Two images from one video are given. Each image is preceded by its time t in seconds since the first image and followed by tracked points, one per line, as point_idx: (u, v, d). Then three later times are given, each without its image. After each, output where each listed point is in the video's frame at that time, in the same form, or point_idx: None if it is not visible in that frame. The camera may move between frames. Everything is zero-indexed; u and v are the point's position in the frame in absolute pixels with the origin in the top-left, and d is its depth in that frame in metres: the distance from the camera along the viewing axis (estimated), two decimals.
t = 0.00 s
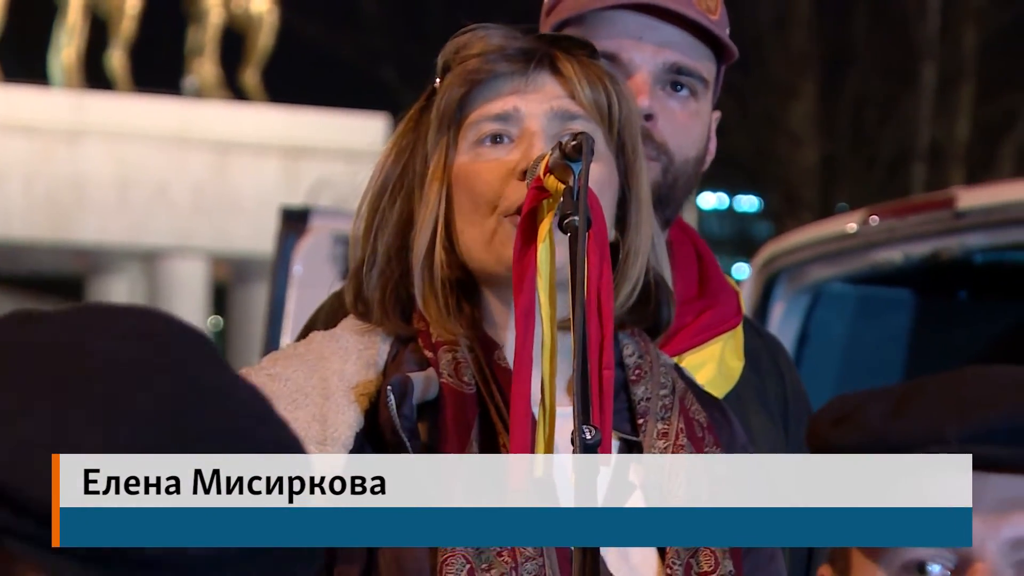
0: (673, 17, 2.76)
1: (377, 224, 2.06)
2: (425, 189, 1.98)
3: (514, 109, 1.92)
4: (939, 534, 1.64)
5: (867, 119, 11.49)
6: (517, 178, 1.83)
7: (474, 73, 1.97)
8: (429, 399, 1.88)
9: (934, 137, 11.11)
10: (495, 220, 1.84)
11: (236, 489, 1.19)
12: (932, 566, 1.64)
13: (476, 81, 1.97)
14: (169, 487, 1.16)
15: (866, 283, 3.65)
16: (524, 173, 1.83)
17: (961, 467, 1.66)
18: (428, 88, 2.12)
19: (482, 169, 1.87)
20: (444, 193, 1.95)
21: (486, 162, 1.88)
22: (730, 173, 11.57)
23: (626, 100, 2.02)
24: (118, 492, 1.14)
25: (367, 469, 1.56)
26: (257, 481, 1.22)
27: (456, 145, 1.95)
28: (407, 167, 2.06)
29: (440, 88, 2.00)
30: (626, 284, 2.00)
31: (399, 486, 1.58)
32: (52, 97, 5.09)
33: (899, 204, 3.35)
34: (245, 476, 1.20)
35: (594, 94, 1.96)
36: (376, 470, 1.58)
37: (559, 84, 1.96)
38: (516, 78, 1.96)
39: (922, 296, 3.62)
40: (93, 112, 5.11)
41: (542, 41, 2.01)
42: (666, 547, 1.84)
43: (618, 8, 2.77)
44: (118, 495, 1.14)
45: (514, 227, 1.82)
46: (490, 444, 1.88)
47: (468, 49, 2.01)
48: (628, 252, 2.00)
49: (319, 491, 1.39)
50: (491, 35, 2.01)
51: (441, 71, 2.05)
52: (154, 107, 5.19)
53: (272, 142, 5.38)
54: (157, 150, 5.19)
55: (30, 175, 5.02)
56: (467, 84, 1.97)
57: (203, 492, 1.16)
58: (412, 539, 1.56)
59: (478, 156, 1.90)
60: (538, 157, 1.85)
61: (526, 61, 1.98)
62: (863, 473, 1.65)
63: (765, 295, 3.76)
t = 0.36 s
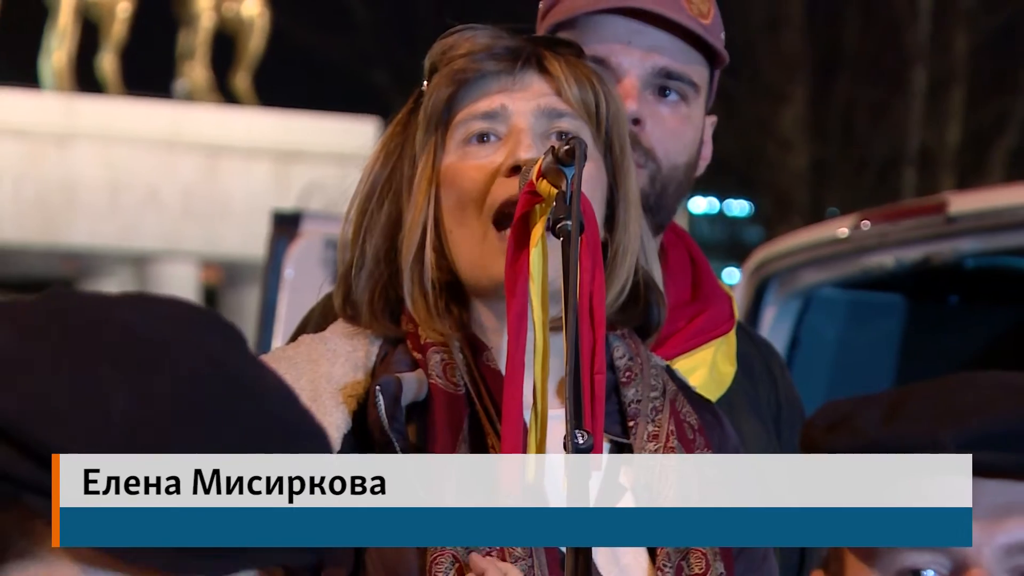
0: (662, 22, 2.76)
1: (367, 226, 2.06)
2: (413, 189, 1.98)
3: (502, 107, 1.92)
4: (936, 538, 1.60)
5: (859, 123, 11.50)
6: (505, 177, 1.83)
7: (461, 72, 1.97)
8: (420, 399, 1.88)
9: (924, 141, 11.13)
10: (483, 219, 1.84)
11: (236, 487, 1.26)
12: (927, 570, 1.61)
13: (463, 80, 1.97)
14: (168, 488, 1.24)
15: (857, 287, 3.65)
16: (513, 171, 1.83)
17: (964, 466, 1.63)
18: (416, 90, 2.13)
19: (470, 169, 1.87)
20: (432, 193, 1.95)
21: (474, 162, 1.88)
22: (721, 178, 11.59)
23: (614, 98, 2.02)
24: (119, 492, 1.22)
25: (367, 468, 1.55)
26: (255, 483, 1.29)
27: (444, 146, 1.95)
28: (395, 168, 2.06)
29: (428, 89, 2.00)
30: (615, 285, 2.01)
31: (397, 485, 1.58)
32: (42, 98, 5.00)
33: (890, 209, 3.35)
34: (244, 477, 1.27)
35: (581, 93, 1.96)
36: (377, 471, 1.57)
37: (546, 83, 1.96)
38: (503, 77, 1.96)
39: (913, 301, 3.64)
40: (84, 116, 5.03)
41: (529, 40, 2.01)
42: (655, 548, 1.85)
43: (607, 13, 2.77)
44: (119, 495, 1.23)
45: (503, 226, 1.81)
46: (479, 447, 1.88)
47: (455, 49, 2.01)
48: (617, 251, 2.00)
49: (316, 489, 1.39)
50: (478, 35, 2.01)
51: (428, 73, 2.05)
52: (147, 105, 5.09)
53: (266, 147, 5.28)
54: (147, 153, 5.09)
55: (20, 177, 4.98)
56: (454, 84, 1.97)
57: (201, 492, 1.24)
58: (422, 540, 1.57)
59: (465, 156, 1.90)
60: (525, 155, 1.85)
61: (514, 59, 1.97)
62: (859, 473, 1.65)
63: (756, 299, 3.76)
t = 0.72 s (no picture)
0: (644, 23, 2.79)
1: (361, 229, 2.06)
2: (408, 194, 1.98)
3: (496, 113, 1.91)
4: (925, 539, 1.59)
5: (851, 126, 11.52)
6: (500, 184, 1.83)
7: (456, 77, 1.97)
8: (411, 404, 1.89)
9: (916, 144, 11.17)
10: (477, 225, 1.84)
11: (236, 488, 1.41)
12: (914, 573, 1.59)
13: (457, 85, 1.97)
14: (167, 488, 1.37)
15: (851, 290, 3.66)
16: (507, 179, 1.83)
17: (961, 468, 1.61)
18: (411, 91, 2.12)
19: (465, 175, 1.87)
20: (426, 199, 1.94)
21: (468, 168, 1.88)
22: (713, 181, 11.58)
23: (609, 102, 2.01)
24: (118, 492, 1.33)
25: (368, 469, 1.66)
26: (256, 482, 1.44)
27: (438, 150, 1.95)
28: (390, 170, 2.05)
29: (423, 92, 2.00)
30: (609, 289, 2.01)
31: (399, 486, 1.67)
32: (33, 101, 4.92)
33: (883, 211, 3.37)
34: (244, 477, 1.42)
35: (576, 98, 1.96)
36: (377, 470, 1.67)
37: (541, 88, 1.96)
38: (498, 82, 1.96)
39: (905, 303, 3.64)
40: (75, 119, 5.00)
41: (524, 44, 2.01)
42: (648, 552, 1.84)
43: (589, 15, 2.81)
44: (118, 495, 1.33)
45: (497, 233, 1.81)
46: (472, 451, 1.88)
47: (449, 53, 2.01)
48: (612, 256, 2.00)
49: (315, 490, 1.58)
50: (474, 38, 2.01)
51: (423, 76, 2.04)
52: (139, 107, 5.07)
53: (257, 149, 5.26)
54: (140, 156, 5.09)
55: (11, 182, 4.95)
56: (448, 88, 1.97)
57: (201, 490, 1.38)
58: (418, 539, 1.67)
59: (459, 162, 1.90)
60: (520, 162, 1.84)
61: (509, 64, 1.97)
62: (859, 473, 1.67)
63: (749, 303, 3.78)
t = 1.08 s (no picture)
0: (640, 29, 2.79)
1: (359, 234, 2.06)
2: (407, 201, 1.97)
3: (496, 121, 1.91)
4: (918, 539, 1.62)
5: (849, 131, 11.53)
6: (500, 195, 1.83)
7: (456, 84, 1.97)
8: (407, 411, 1.89)
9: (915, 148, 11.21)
10: (477, 236, 1.84)
11: (238, 489, 1.49)
12: None
13: (457, 92, 1.96)
14: (167, 488, 1.45)
15: (849, 296, 3.68)
16: (507, 190, 1.83)
17: (959, 469, 1.65)
18: (409, 94, 2.11)
19: (465, 184, 1.87)
20: (426, 207, 1.94)
21: (469, 177, 1.88)
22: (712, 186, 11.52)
23: (610, 109, 2.01)
24: (118, 493, 1.42)
25: (369, 469, 1.63)
26: (255, 482, 1.51)
27: (437, 157, 1.95)
28: (389, 175, 2.05)
29: (423, 98, 2.00)
30: (608, 294, 2.01)
31: (399, 486, 1.64)
32: (30, 105, 4.94)
33: (883, 216, 3.38)
34: (242, 476, 1.50)
35: (576, 104, 1.96)
36: (377, 469, 1.64)
37: (541, 96, 1.95)
38: (498, 90, 1.95)
39: (906, 310, 3.64)
40: (75, 125, 5.00)
41: (523, 50, 2.00)
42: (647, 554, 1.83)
43: (583, 22, 2.82)
44: (118, 495, 1.42)
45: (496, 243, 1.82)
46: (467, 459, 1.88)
47: (448, 60, 2.01)
48: (609, 263, 2.01)
49: (315, 490, 1.55)
50: (473, 45, 2.00)
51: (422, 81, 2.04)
52: (138, 111, 5.07)
53: (256, 154, 5.26)
54: (139, 161, 5.09)
55: (9, 188, 4.96)
56: (449, 95, 1.96)
57: (200, 491, 1.46)
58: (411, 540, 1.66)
59: (459, 170, 1.90)
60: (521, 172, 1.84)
61: (509, 71, 1.97)
62: (853, 474, 1.66)
63: (749, 307, 3.80)
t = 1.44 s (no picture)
0: (629, 29, 2.82)
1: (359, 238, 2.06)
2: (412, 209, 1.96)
3: (507, 130, 1.90)
4: (915, 539, 1.62)
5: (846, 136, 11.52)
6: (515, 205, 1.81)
7: (466, 92, 1.96)
8: (405, 413, 1.89)
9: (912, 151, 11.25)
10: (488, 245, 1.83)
11: (237, 490, 1.41)
12: None
13: (468, 100, 1.96)
14: (167, 488, 1.36)
15: (845, 299, 3.67)
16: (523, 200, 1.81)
17: (959, 470, 1.65)
18: (406, 100, 2.11)
19: (477, 191, 1.86)
20: (433, 215, 1.93)
21: (481, 184, 1.86)
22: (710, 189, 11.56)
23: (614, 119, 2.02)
24: (118, 492, 1.32)
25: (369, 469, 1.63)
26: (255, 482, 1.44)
27: (445, 164, 1.94)
28: (390, 182, 2.05)
29: (430, 104, 1.99)
30: (607, 298, 2.03)
31: (400, 486, 1.65)
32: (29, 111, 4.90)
33: (878, 220, 3.38)
34: (242, 476, 1.41)
35: (583, 113, 1.97)
36: (378, 469, 1.65)
37: (550, 105, 1.95)
38: (510, 98, 1.94)
39: (903, 313, 3.66)
40: (71, 130, 4.98)
41: (530, 59, 2.01)
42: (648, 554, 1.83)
43: (574, 23, 2.85)
44: (118, 495, 1.32)
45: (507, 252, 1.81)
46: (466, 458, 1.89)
47: (454, 66, 2.00)
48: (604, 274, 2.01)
49: (315, 490, 1.55)
50: (479, 53, 2.00)
51: (424, 87, 2.03)
52: (133, 115, 5.05)
53: (253, 158, 5.25)
54: (136, 165, 5.07)
55: (7, 192, 4.92)
56: (458, 103, 1.95)
57: (201, 491, 1.37)
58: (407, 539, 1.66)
59: (470, 177, 1.88)
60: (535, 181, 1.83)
61: (519, 80, 1.96)
62: (855, 472, 1.65)
63: (746, 310, 3.79)
